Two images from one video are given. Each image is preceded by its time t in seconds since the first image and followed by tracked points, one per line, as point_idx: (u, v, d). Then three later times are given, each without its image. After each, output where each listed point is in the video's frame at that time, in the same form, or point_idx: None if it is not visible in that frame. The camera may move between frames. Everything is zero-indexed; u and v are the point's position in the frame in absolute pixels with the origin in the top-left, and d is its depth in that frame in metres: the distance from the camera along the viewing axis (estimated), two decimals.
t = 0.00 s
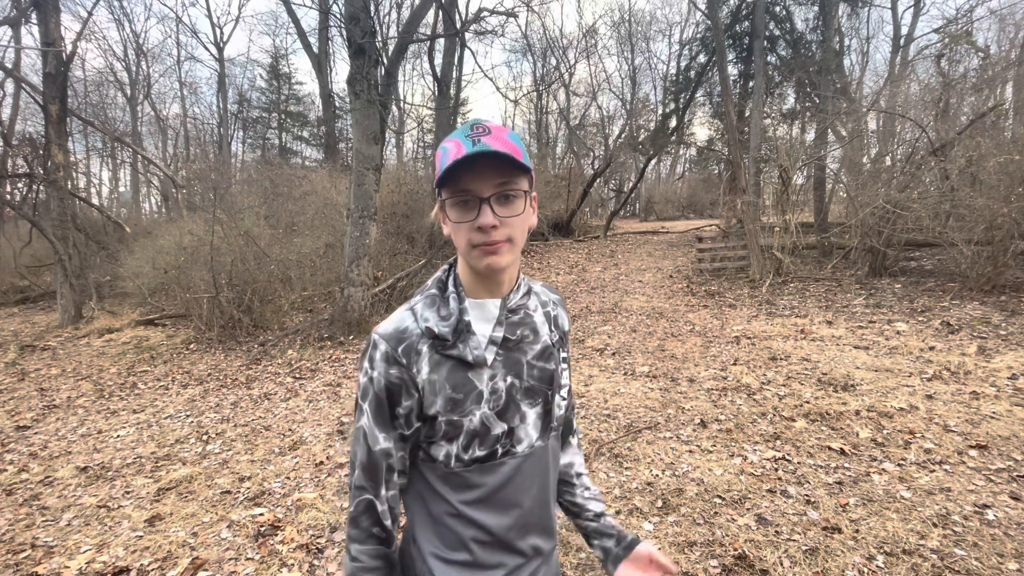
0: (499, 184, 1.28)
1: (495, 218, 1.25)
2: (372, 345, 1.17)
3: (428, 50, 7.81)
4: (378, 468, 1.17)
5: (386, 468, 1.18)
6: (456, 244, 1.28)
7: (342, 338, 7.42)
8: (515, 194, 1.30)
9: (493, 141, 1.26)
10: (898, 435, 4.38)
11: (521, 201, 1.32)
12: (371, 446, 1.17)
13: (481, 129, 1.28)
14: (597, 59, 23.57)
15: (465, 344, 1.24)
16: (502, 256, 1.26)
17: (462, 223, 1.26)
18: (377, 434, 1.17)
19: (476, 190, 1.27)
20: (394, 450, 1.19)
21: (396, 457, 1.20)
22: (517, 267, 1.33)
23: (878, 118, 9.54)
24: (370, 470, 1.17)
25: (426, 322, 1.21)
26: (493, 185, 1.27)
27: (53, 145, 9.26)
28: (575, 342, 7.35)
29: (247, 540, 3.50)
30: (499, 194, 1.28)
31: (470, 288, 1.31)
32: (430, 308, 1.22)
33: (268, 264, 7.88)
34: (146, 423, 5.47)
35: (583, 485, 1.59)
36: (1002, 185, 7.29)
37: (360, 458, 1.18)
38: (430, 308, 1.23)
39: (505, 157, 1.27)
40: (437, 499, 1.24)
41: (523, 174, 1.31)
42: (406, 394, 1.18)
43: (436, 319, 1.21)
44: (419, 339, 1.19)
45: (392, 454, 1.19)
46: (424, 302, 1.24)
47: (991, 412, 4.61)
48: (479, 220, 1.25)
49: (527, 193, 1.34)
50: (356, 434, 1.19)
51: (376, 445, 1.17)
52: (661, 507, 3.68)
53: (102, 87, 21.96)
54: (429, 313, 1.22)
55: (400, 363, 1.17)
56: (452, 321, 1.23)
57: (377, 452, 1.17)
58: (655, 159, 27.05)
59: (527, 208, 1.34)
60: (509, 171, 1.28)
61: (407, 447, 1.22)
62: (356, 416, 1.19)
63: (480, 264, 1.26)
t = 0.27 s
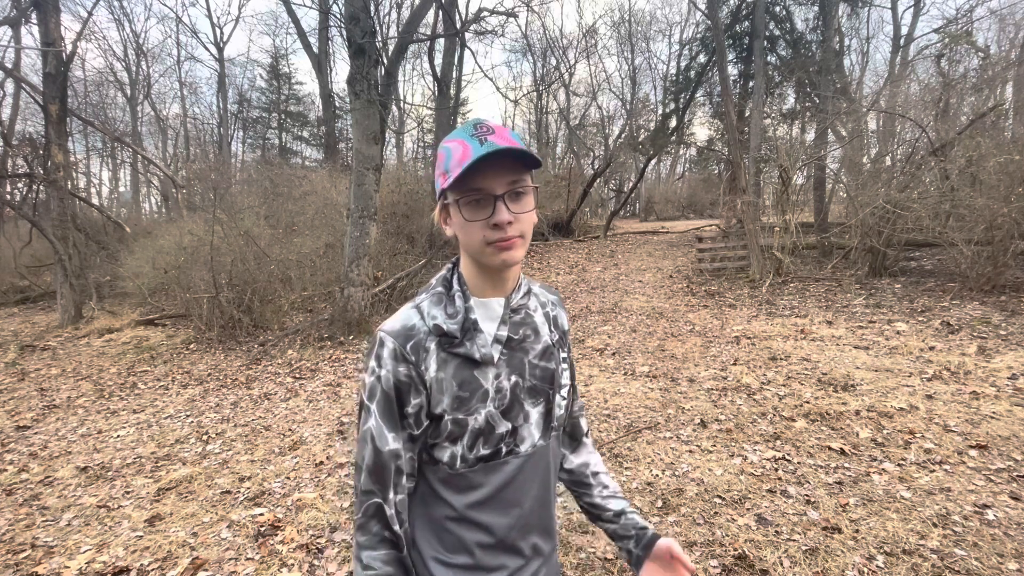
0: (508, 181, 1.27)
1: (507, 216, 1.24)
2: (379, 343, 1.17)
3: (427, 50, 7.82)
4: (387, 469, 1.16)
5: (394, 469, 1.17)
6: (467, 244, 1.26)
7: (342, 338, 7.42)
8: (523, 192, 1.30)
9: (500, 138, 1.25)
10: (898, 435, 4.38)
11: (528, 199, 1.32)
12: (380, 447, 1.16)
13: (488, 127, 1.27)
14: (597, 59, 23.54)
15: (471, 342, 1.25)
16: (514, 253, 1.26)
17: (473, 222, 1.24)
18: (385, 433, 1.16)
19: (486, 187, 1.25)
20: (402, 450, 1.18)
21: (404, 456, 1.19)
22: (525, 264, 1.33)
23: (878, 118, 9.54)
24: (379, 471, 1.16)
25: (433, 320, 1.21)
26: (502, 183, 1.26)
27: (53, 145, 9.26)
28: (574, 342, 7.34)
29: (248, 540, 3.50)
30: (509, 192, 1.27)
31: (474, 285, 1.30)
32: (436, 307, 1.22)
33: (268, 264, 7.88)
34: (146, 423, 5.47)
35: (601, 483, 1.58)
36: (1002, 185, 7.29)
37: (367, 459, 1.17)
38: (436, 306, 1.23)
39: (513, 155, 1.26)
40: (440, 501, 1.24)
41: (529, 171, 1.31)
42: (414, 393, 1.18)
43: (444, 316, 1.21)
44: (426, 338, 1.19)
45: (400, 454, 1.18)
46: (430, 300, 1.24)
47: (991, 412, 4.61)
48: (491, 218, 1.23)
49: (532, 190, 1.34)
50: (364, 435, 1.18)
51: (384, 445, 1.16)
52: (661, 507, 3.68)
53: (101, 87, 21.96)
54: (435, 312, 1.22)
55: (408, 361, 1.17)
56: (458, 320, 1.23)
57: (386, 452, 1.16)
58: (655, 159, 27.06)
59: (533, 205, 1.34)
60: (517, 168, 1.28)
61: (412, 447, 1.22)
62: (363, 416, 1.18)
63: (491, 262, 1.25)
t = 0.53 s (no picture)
0: (512, 180, 1.27)
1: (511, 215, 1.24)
2: (380, 343, 1.17)
3: (427, 50, 7.82)
4: (388, 469, 1.17)
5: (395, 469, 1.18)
6: (471, 243, 1.26)
7: (342, 338, 7.42)
8: (527, 191, 1.31)
9: (505, 136, 1.25)
10: (898, 435, 4.38)
11: (533, 198, 1.32)
12: (382, 446, 1.17)
13: (492, 126, 1.27)
14: (597, 59, 23.52)
15: (473, 343, 1.25)
16: (518, 253, 1.26)
17: (477, 222, 1.24)
18: (385, 433, 1.17)
19: (490, 187, 1.25)
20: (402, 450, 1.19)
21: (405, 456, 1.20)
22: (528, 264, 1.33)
23: (878, 118, 9.54)
24: (379, 471, 1.16)
25: (434, 320, 1.21)
26: (506, 182, 1.26)
27: (53, 145, 9.26)
28: (574, 342, 7.35)
29: (248, 540, 3.50)
30: (514, 191, 1.27)
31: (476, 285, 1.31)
32: (438, 307, 1.22)
33: (268, 264, 7.88)
34: (146, 423, 5.47)
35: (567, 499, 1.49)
36: (1002, 185, 7.29)
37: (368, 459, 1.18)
38: (438, 307, 1.23)
39: (517, 155, 1.26)
40: (441, 502, 1.24)
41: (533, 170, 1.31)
42: (415, 393, 1.19)
43: (445, 317, 1.22)
44: (426, 338, 1.20)
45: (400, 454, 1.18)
46: (431, 300, 1.24)
47: (991, 412, 4.61)
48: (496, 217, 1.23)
49: (536, 189, 1.34)
50: (364, 434, 1.18)
51: (385, 445, 1.17)
52: (661, 507, 3.68)
53: (101, 87, 21.96)
54: (438, 311, 1.22)
55: (409, 361, 1.18)
56: (459, 320, 1.23)
57: (386, 452, 1.17)
58: (655, 159, 27.07)
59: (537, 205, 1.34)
60: (521, 168, 1.28)
61: (414, 447, 1.22)
62: (364, 415, 1.19)
63: (495, 261, 1.25)
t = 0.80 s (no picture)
0: (516, 181, 1.27)
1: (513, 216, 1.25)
2: (380, 341, 1.18)
3: (427, 50, 7.81)
4: (386, 466, 1.18)
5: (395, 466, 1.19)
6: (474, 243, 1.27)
7: (342, 338, 7.42)
8: (531, 193, 1.30)
9: (510, 138, 1.25)
10: (898, 435, 4.38)
11: (538, 199, 1.32)
12: (381, 444, 1.18)
13: (499, 127, 1.27)
14: (597, 59, 23.50)
15: (474, 343, 1.25)
16: (519, 254, 1.26)
17: (479, 222, 1.24)
18: (383, 430, 1.18)
19: (494, 187, 1.25)
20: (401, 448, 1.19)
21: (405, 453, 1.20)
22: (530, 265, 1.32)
23: (878, 118, 9.54)
24: (378, 466, 1.18)
25: (434, 319, 1.21)
26: (509, 184, 1.26)
27: (53, 145, 9.26)
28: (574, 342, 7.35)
29: (247, 540, 3.50)
30: (516, 193, 1.27)
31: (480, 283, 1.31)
32: (439, 305, 1.23)
33: (268, 264, 7.88)
34: (146, 423, 5.47)
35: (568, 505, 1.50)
36: (1002, 185, 7.29)
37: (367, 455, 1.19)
38: (440, 306, 1.23)
39: (522, 157, 1.26)
40: (440, 499, 1.24)
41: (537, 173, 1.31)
42: (414, 392, 1.19)
43: (446, 315, 1.22)
44: (426, 337, 1.20)
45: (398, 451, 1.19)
46: (431, 299, 1.25)
47: (991, 412, 4.61)
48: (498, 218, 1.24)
49: (540, 191, 1.34)
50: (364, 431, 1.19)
51: (384, 441, 1.18)
52: (661, 507, 3.68)
53: (101, 87, 21.96)
54: (438, 312, 1.23)
55: (409, 360, 1.18)
56: (460, 320, 1.23)
57: (384, 449, 1.18)
58: (655, 159, 27.04)
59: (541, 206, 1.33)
60: (526, 170, 1.28)
61: (413, 444, 1.23)
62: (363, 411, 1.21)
63: (495, 261, 1.25)
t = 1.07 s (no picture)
0: (517, 179, 1.27)
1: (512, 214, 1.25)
2: (382, 343, 1.18)
3: (428, 50, 7.82)
4: (389, 466, 1.19)
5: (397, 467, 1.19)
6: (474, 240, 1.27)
7: (342, 338, 7.41)
8: (532, 192, 1.30)
9: (512, 136, 1.25)
10: (898, 435, 4.38)
11: (538, 199, 1.32)
12: (383, 445, 1.18)
13: (501, 126, 1.27)
14: (597, 59, 23.50)
15: (476, 343, 1.24)
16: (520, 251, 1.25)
17: (480, 219, 1.24)
18: (384, 431, 1.18)
19: (494, 186, 1.26)
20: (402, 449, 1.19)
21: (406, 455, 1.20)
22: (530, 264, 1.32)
23: (878, 118, 9.54)
24: (380, 467, 1.18)
25: (435, 320, 1.21)
26: (510, 182, 1.26)
27: (53, 145, 9.26)
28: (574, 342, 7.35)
29: (248, 540, 3.50)
30: (516, 191, 1.27)
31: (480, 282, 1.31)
32: (441, 306, 1.23)
33: (268, 264, 7.87)
34: (146, 423, 5.47)
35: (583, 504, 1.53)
36: (1002, 185, 7.29)
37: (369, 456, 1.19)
38: (441, 307, 1.23)
39: (523, 155, 1.26)
40: (442, 499, 1.24)
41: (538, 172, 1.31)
42: (416, 393, 1.19)
43: (447, 316, 1.22)
44: (427, 338, 1.20)
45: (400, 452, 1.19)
46: (433, 300, 1.25)
47: (991, 412, 4.61)
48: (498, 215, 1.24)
49: (541, 191, 1.33)
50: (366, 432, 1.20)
51: (385, 442, 1.18)
52: (661, 507, 3.68)
53: (101, 87, 21.96)
54: (439, 313, 1.22)
55: (410, 361, 1.18)
56: (462, 320, 1.23)
57: (386, 449, 1.18)
58: (655, 159, 27.04)
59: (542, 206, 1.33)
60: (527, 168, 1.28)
61: (414, 445, 1.23)
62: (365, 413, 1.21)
63: (494, 259, 1.24)
